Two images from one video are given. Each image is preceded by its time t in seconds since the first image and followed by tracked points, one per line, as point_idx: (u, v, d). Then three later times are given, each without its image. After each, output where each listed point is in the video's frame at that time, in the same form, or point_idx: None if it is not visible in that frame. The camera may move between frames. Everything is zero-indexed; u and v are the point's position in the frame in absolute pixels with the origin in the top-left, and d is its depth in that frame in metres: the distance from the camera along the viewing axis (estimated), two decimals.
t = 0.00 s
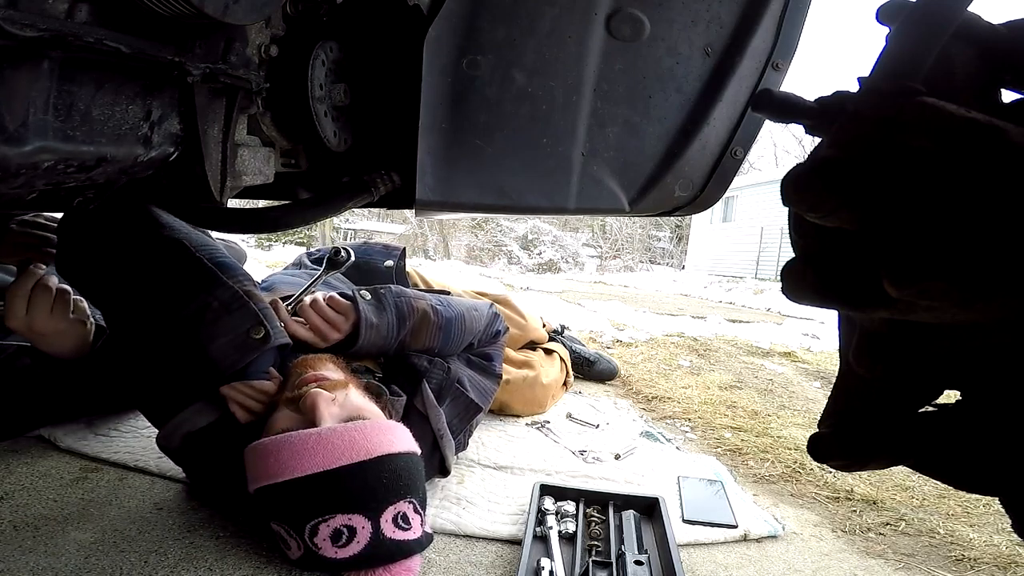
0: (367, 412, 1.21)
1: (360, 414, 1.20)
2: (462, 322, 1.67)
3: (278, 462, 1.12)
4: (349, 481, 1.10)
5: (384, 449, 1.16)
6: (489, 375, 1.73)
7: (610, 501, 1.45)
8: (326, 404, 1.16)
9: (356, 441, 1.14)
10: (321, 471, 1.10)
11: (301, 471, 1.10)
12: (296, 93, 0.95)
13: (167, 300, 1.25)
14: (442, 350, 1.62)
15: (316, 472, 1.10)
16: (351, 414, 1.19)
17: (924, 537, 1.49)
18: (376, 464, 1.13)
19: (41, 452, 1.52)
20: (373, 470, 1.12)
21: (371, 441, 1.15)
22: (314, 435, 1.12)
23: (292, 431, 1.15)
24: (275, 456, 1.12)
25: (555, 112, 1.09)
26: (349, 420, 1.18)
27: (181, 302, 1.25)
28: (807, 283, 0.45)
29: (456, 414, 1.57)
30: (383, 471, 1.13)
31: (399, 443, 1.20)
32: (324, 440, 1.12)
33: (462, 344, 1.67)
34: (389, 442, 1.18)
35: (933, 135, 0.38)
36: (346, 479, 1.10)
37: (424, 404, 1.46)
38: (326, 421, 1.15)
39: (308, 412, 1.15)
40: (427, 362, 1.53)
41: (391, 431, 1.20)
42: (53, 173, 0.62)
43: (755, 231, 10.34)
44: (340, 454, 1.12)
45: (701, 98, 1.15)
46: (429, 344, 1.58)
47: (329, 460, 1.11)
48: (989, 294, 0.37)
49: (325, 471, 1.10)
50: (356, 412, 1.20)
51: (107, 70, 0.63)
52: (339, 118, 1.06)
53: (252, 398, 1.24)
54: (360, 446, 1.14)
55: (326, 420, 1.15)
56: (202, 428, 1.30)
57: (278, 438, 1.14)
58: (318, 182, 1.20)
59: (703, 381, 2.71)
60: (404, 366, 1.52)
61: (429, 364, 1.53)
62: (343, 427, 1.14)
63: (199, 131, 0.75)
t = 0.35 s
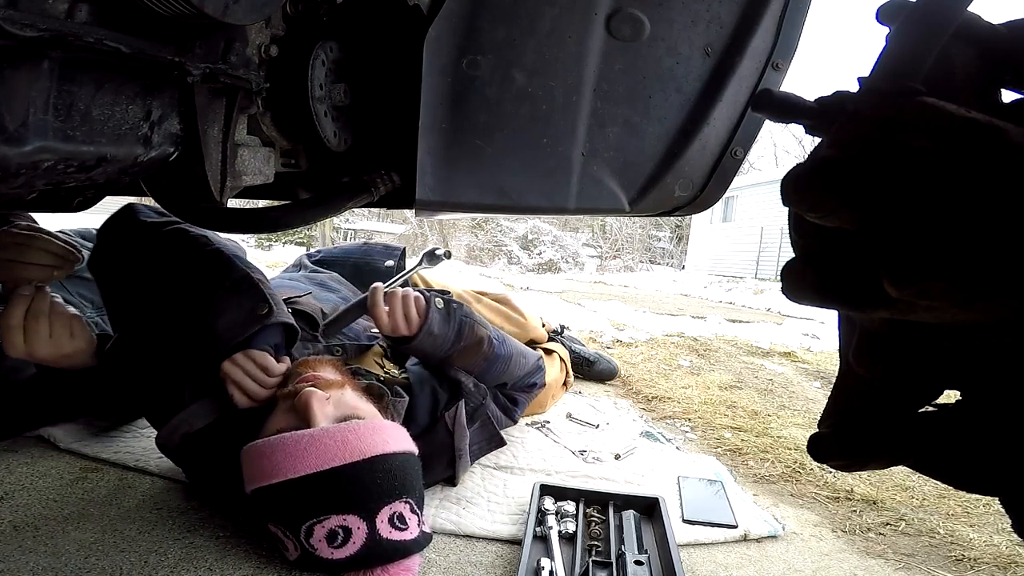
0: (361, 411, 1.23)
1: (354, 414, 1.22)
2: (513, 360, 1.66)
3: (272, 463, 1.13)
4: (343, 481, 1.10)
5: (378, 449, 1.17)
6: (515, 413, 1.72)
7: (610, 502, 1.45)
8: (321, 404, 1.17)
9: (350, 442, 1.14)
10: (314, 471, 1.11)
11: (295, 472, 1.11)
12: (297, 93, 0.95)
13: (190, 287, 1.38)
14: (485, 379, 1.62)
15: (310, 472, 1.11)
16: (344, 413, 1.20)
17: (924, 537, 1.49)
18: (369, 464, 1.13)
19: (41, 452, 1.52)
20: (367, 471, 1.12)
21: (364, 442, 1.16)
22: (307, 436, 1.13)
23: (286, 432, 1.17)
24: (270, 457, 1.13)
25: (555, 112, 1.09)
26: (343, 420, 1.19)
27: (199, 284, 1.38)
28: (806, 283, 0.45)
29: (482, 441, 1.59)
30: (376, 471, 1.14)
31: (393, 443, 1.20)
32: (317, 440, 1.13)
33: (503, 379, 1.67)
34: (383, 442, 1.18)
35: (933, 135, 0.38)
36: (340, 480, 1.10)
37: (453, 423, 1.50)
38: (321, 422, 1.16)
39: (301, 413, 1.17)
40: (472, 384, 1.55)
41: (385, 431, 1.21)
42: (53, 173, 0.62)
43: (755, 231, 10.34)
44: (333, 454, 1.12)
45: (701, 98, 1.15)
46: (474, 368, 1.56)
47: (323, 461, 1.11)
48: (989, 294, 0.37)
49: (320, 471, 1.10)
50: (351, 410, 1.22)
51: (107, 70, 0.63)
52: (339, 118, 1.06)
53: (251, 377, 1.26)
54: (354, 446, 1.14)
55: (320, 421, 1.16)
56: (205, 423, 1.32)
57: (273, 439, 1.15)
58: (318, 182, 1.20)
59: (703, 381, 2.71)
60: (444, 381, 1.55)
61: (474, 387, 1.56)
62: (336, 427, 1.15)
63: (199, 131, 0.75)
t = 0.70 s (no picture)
0: (360, 412, 1.23)
1: (353, 413, 1.22)
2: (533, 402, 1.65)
3: (270, 464, 1.13)
4: (341, 481, 1.11)
5: (376, 449, 1.17)
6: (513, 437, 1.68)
7: (610, 502, 1.45)
8: (319, 404, 1.18)
9: (347, 442, 1.15)
10: (312, 471, 1.11)
11: (293, 473, 1.11)
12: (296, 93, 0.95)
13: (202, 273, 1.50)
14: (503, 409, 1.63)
15: (307, 472, 1.11)
16: (343, 413, 1.21)
17: (924, 537, 1.49)
18: (367, 464, 1.14)
19: (41, 451, 1.52)
20: (364, 471, 1.12)
21: (362, 442, 1.16)
22: (304, 437, 1.14)
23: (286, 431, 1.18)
24: (268, 458, 1.14)
25: (555, 112, 1.09)
26: (342, 420, 1.20)
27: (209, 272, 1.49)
28: (806, 283, 0.45)
29: (487, 454, 1.58)
30: (374, 471, 1.14)
31: (391, 443, 1.20)
32: (314, 441, 1.13)
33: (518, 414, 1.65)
34: (381, 443, 1.19)
35: (933, 135, 0.38)
36: (338, 480, 1.10)
37: (461, 429, 1.52)
38: (318, 422, 1.17)
39: (299, 412, 1.18)
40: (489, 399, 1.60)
41: (384, 431, 1.21)
42: (53, 173, 0.62)
43: (755, 231, 10.33)
44: (331, 454, 1.13)
45: (701, 98, 1.15)
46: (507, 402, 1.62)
47: (320, 461, 1.12)
48: (989, 294, 0.37)
49: (318, 471, 1.11)
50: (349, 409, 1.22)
51: (107, 70, 0.63)
52: (339, 118, 1.06)
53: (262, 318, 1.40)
54: (351, 447, 1.15)
55: (318, 421, 1.17)
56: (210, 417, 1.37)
57: (272, 438, 1.16)
58: (318, 182, 1.20)
59: (703, 381, 2.72)
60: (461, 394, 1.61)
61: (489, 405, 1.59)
62: (332, 428, 1.15)
63: (199, 131, 0.75)
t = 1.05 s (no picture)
0: (359, 411, 1.23)
1: (350, 413, 1.22)
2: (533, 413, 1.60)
3: (269, 464, 1.13)
4: (340, 481, 1.11)
5: (375, 449, 1.17)
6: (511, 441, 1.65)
7: (610, 502, 1.45)
8: (314, 404, 1.18)
9: (346, 442, 1.15)
10: (310, 471, 1.11)
11: (292, 473, 1.11)
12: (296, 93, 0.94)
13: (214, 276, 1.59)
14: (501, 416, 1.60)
15: (306, 472, 1.11)
16: (341, 413, 1.21)
17: (924, 537, 1.49)
18: (366, 464, 1.14)
19: (40, 451, 1.52)
20: (363, 471, 1.12)
21: (360, 442, 1.16)
22: (303, 437, 1.14)
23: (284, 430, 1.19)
24: (267, 457, 1.14)
25: (555, 112, 1.09)
26: (340, 420, 1.20)
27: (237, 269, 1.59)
28: (806, 283, 0.45)
29: (487, 455, 1.57)
30: (373, 471, 1.14)
31: (390, 444, 1.20)
32: (312, 441, 1.14)
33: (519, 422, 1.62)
34: (380, 443, 1.19)
35: (933, 135, 0.38)
36: (337, 480, 1.10)
37: (461, 430, 1.51)
38: (316, 422, 1.17)
39: (297, 411, 1.18)
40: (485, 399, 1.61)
41: (383, 431, 1.21)
42: (53, 173, 0.62)
43: (755, 231, 10.33)
44: (329, 454, 1.13)
45: (701, 98, 1.15)
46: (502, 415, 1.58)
47: (318, 461, 1.12)
48: (989, 294, 0.37)
49: (317, 471, 1.11)
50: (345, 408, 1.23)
51: (107, 70, 0.63)
52: (339, 118, 1.06)
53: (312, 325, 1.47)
54: (349, 447, 1.15)
55: (315, 421, 1.17)
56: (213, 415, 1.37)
57: (272, 438, 1.16)
58: (318, 182, 1.20)
59: (703, 381, 2.72)
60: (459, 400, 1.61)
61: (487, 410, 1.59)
62: (331, 428, 1.15)
63: (199, 131, 0.75)
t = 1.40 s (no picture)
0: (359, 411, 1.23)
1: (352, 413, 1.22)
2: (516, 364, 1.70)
3: (269, 463, 1.13)
4: (339, 480, 1.11)
5: (375, 448, 1.17)
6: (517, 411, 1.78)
7: (610, 502, 1.45)
8: (315, 403, 1.18)
9: (345, 442, 1.15)
10: (310, 470, 1.11)
11: (291, 472, 1.11)
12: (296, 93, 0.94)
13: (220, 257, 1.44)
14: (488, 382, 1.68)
15: (305, 472, 1.11)
16: (341, 413, 1.21)
17: (924, 537, 1.49)
18: (365, 463, 1.14)
19: (41, 452, 1.52)
20: (362, 471, 1.12)
21: (359, 442, 1.16)
22: (302, 436, 1.14)
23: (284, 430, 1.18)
24: (266, 457, 1.14)
25: (554, 112, 1.09)
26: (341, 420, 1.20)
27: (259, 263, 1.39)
28: (806, 283, 0.45)
29: (480, 438, 1.59)
30: (372, 470, 1.14)
31: (390, 443, 1.20)
32: (311, 440, 1.13)
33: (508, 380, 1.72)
34: (380, 442, 1.18)
35: (933, 135, 0.38)
36: (336, 479, 1.10)
37: (449, 421, 1.52)
38: (317, 421, 1.17)
39: (298, 411, 1.18)
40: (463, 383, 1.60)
41: (383, 430, 1.21)
42: (53, 173, 0.62)
43: (755, 231, 10.33)
44: (328, 454, 1.13)
45: (701, 98, 1.15)
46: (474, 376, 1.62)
47: (316, 460, 1.12)
48: (989, 294, 0.37)
49: (316, 471, 1.11)
50: (347, 408, 1.22)
51: (107, 70, 0.63)
52: (339, 118, 1.06)
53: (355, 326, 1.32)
54: (348, 446, 1.14)
55: (316, 421, 1.17)
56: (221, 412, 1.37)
57: (271, 438, 1.16)
58: (318, 182, 1.20)
59: (703, 381, 2.71)
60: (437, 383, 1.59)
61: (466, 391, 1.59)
62: (330, 427, 1.15)
63: (199, 131, 0.75)
